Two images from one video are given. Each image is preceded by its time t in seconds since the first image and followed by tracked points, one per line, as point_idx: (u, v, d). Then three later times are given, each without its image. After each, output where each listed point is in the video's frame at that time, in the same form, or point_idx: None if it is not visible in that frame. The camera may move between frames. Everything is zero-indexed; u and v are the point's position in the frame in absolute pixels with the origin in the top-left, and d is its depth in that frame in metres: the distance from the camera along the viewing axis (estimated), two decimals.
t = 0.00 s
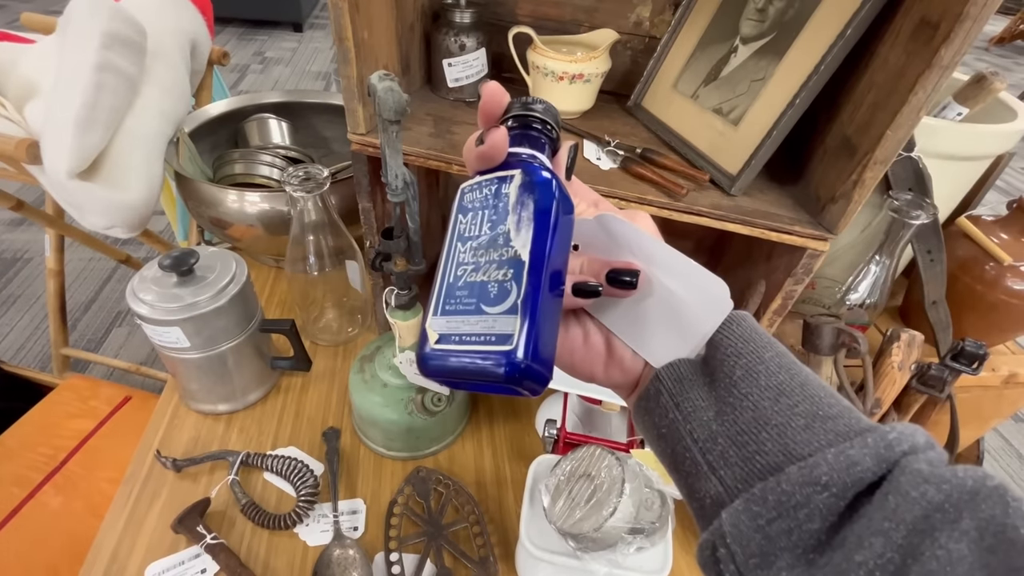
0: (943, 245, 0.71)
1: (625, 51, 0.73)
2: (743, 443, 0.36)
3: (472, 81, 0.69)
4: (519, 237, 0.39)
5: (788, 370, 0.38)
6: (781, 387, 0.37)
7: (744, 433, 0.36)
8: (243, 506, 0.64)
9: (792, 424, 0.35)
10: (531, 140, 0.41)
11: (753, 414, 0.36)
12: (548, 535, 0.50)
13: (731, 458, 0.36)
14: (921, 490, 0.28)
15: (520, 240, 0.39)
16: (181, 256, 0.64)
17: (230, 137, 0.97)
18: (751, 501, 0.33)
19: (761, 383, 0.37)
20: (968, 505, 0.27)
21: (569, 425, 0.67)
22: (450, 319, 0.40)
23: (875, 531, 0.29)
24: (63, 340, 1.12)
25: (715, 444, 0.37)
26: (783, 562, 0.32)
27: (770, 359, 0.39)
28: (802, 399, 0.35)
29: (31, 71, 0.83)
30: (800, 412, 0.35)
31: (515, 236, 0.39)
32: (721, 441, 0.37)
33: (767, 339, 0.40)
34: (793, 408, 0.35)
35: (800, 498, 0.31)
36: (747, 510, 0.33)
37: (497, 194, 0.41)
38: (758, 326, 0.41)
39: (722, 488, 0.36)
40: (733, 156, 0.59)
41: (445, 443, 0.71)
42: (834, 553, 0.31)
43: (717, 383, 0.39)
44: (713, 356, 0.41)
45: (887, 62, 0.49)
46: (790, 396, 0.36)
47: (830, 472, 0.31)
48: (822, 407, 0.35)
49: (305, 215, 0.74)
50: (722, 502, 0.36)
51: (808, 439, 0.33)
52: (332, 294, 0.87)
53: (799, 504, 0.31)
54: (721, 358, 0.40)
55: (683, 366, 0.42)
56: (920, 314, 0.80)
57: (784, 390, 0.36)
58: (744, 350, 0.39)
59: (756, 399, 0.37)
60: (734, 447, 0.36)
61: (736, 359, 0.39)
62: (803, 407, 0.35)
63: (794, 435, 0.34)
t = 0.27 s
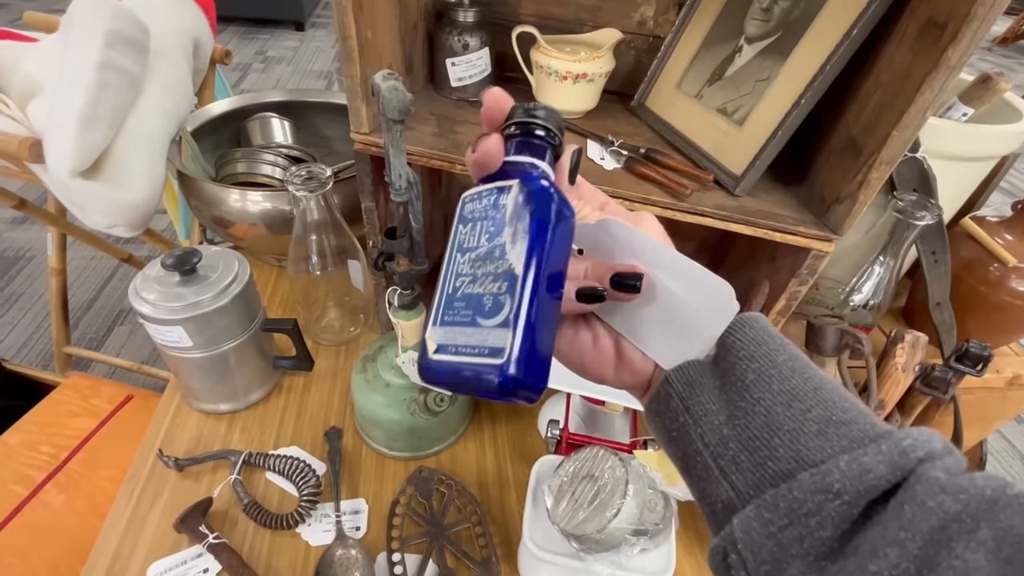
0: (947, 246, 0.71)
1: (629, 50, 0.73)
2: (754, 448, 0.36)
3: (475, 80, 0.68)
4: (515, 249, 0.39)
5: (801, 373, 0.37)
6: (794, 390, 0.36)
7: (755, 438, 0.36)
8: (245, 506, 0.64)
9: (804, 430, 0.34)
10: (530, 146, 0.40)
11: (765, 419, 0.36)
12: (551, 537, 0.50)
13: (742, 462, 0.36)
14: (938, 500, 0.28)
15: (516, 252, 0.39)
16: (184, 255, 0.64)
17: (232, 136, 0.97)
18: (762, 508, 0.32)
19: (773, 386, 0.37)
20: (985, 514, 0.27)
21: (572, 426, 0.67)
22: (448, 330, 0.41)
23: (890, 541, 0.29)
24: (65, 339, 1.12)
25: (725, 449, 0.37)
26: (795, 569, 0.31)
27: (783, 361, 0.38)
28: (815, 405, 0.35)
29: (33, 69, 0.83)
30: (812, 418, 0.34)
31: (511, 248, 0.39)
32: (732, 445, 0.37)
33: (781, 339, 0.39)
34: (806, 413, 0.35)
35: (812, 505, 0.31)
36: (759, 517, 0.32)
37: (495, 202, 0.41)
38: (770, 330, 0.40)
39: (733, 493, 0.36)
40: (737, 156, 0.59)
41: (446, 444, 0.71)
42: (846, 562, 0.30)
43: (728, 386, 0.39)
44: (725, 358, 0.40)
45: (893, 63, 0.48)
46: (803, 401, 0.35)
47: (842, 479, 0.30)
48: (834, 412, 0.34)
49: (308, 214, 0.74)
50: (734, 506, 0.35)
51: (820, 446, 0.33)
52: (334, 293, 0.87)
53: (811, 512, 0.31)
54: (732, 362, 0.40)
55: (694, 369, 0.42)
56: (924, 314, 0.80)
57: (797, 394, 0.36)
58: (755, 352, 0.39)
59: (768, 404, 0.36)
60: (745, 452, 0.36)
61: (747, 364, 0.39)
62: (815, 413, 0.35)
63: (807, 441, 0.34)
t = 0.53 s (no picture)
0: (962, 248, 0.69)
1: (640, 49, 0.72)
2: (815, 480, 0.31)
3: (485, 79, 0.68)
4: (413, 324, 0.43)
5: (862, 376, 0.31)
6: (855, 403, 0.31)
7: (816, 469, 0.31)
8: (252, 507, 0.64)
9: (874, 454, 0.29)
10: (438, 223, 0.39)
11: (823, 443, 0.31)
12: (562, 541, 0.50)
13: (804, 497, 0.31)
14: None
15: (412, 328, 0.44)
16: (192, 255, 0.64)
17: (239, 135, 0.97)
18: (833, 561, 0.29)
19: (831, 402, 0.31)
20: None
21: (581, 429, 0.67)
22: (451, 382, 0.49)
23: None
24: (73, 338, 1.12)
25: (781, 481, 0.32)
26: None
27: (835, 363, 0.32)
28: (883, 421, 0.30)
29: (42, 69, 0.83)
30: (885, 436, 0.29)
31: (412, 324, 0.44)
32: (789, 476, 0.32)
33: (830, 327, 0.33)
34: (874, 432, 0.30)
35: (893, 561, 0.27)
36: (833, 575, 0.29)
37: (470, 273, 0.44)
38: (812, 311, 0.34)
39: (798, 532, 0.32)
40: (751, 157, 0.58)
41: (454, 445, 0.71)
42: None
43: (770, 400, 0.34)
44: (762, 365, 0.35)
45: (911, 61, 0.48)
46: (867, 416, 0.30)
47: (925, 531, 0.27)
48: (911, 419, 0.29)
49: (315, 214, 0.74)
50: (802, 549, 0.31)
51: (894, 474, 0.28)
52: (341, 293, 0.86)
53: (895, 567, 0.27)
54: (773, 372, 0.34)
55: (725, 381, 0.36)
56: (937, 317, 0.79)
57: (860, 407, 0.31)
58: (800, 356, 0.33)
59: (825, 423, 0.31)
60: (806, 485, 0.31)
61: (792, 372, 0.33)
62: (887, 428, 0.29)
63: (878, 468, 0.29)
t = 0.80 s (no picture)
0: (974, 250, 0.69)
1: (647, 48, 0.72)
2: (841, 517, 0.30)
3: (492, 79, 0.68)
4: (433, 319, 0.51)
5: (890, 401, 0.30)
6: (882, 432, 0.30)
7: (840, 504, 0.31)
8: (259, 507, 0.64)
9: (906, 491, 0.29)
10: (430, 236, 0.41)
11: (848, 478, 0.30)
12: (569, 543, 0.50)
13: (827, 531, 0.31)
14: None
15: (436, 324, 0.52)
16: (200, 255, 0.64)
17: (246, 134, 0.97)
18: None
19: (854, 430, 0.31)
20: None
21: (588, 430, 0.66)
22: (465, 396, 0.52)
23: None
24: (80, 336, 1.13)
25: (804, 513, 0.32)
26: None
27: (859, 385, 0.31)
28: (915, 455, 0.29)
29: (51, 69, 0.83)
30: (915, 471, 0.29)
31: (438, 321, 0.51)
32: (812, 509, 0.32)
33: (854, 343, 0.32)
34: (903, 465, 0.29)
35: None
36: None
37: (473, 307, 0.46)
38: (832, 325, 0.33)
39: (824, 567, 0.31)
40: (760, 156, 0.57)
41: (460, 445, 0.70)
42: None
43: (789, 425, 0.33)
44: (778, 386, 0.34)
45: (924, 60, 0.47)
46: (896, 447, 0.29)
47: None
48: (945, 449, 0.28)
49: (322, 213, 0.74)
50: None
51: (929, 516, 0.28)
52: (347, 293, 0.86)
53: None
54: (789, 394, 0.34)
55: (739, 403, 0.35)
56: (948, 318, 0.78)
57: (888, 437, 0.30)
58: (820, 377, 0.33)
59: (850, 455, 0.31)
60: (830, 521, 0.31)
61: (811, 395, 0.33)
62: (918, 460, 0.29)
63: (911, 508, 0.28)
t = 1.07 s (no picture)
0: (990, 250, 0.68)
1: (656, 46, 0.71)
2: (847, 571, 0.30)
3: (499, 77, 0.67)
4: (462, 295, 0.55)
5: (886, 445, 0.29)
6: (879, 480, 0.29)
7: (845, 560, 0.30)
8: (265, 506, 0.63)
9: (911, 548, 0.28)
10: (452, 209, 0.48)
11: (849, 530, 0.30)
12: (577, 545, 0.49)
13: None
14: None
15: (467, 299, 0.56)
16: (207, 253, 0.64)
17: (253, 133, 0.97)
18: None
19: (850, 480, 0.30)
20: None
21: (596, 431, 0.66)
22: (459, 356, 0.57)
23: None
24: (89, 334, 1.13)
25: (809, 565, 0.31)
26: None
27: (851, 427, 0.30)
28: (918, 508, 0.28)
29: (60, 67, 0.84)
30: (920, 526, 0.27)
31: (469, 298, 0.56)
32: (817, 562, 0.31)
33: (842, 379, 0.31)
34: (907, 519, 0.28)
35: None
36: None
37: (449, 287, 0.51)
38: (815, 358, 0.32)
39: None
40: (772, 155, 0.57)
41: (467, 445, 0.70)
42: None
43: (781, 470, 0.32)
44: (767, 429, 0.33)
45: (941, 57, 0.46)
46: (895, 497, 0.28)
47: None
48: (950, 500, 0.27)
49: (329, 212, 0.74)
50: None
51: None
52: (354, 291, 0.86)
53: None
54: (778, 436, 0.33)
55: (727, 446, 0.35)
56: (962, 319, 0.77)
57: (886, 486, 0.29)
58: (808, 419, 0.32)
59: (848, 506, 0.30)
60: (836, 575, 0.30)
61: (801, 439, 0.32)
62: (922, 513, 0.28)
63: (917, 566, 0.27)
